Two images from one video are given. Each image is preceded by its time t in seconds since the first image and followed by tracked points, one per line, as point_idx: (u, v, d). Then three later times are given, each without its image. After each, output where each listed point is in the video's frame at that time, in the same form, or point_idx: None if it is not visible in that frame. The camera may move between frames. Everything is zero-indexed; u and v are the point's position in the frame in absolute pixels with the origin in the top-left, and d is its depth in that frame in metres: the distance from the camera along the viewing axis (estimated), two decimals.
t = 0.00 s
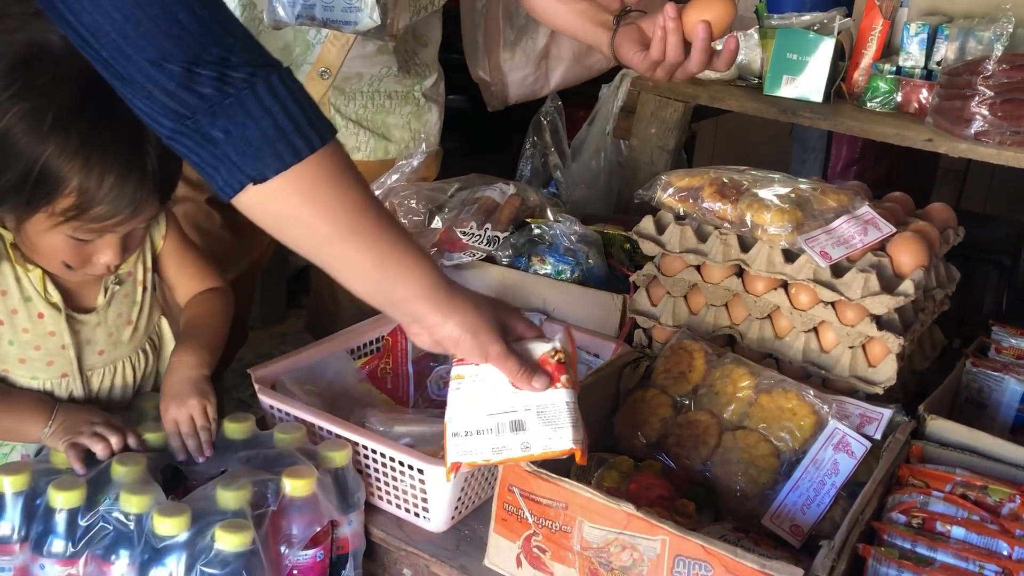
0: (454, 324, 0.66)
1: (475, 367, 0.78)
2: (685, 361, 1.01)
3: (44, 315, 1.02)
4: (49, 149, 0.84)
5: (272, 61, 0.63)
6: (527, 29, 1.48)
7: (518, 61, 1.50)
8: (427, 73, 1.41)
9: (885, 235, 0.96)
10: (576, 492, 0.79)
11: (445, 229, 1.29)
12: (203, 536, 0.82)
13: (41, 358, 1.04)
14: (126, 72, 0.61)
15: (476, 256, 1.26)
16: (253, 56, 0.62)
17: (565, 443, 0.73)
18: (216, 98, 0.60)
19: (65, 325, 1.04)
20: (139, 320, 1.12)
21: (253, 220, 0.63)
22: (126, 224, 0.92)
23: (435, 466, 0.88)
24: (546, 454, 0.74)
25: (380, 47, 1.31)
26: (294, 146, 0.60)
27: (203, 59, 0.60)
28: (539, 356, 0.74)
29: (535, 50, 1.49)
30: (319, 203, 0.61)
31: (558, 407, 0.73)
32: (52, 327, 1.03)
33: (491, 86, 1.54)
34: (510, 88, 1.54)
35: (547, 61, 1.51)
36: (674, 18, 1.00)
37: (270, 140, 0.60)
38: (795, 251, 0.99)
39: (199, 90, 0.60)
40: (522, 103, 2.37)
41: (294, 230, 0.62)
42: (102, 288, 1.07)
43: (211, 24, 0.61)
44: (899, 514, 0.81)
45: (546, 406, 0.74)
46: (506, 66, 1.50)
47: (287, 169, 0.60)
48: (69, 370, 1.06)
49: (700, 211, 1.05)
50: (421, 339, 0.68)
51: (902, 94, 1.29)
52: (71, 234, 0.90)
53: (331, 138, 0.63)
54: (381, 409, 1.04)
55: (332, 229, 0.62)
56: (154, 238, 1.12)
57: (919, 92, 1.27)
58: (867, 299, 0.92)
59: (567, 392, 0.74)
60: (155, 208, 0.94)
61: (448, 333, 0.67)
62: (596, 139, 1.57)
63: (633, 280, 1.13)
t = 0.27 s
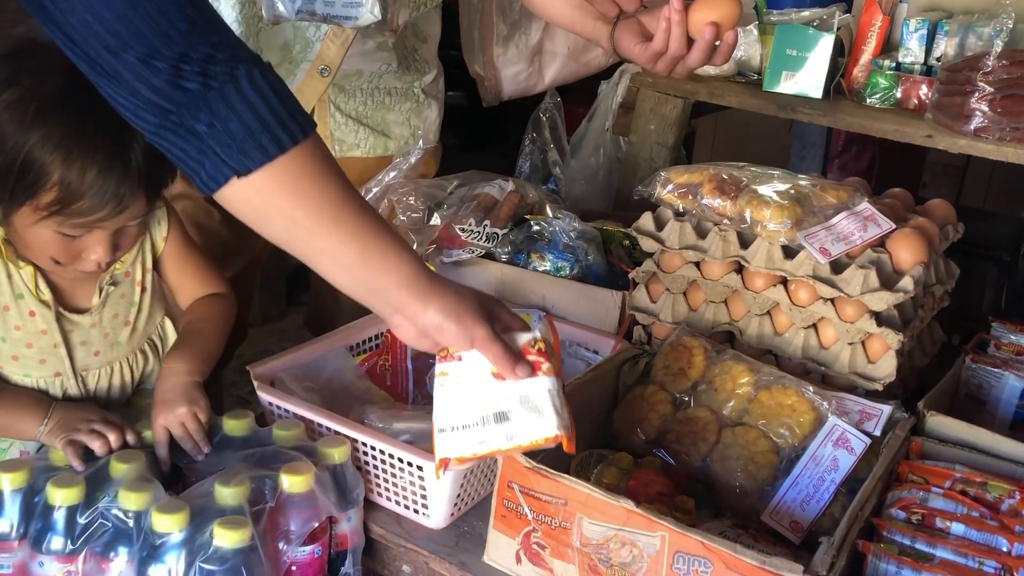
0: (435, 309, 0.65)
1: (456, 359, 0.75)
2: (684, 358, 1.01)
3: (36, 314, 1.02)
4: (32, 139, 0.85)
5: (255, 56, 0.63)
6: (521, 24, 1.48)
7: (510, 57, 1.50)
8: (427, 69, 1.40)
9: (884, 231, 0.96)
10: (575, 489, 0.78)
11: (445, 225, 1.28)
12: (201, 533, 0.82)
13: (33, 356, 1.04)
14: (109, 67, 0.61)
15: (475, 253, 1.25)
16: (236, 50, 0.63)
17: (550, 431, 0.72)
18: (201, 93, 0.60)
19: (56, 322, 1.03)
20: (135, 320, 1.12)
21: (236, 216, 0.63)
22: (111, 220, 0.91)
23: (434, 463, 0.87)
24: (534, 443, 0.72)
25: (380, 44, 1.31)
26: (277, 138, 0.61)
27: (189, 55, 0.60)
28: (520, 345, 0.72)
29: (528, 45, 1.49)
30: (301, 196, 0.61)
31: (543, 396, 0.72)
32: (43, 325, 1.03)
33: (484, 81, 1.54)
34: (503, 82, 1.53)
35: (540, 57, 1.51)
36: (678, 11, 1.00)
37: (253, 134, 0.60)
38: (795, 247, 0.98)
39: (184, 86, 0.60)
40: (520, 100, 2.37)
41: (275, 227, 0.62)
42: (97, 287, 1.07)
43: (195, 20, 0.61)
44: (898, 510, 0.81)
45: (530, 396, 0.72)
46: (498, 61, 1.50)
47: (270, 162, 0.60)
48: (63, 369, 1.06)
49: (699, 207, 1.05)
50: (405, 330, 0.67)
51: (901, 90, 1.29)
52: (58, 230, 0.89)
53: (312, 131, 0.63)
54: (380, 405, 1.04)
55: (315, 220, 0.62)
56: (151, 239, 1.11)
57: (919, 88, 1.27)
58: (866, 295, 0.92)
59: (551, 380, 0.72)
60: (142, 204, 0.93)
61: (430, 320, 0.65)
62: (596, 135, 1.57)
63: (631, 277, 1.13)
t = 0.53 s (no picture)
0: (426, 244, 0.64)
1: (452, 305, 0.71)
2: (684, 354, 1.01)
3: (31, 310, 1.02)
4: (21, 131, 0.84)
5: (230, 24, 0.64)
6: (521, 21, 1.47)
7: (510, 53, 1.49)
8: (426, 65, 1.39)
9: (883, 229, 0.96)
10: (575, 485, 0.79)
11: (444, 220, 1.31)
12: (200, 528, 0.82)
13: (30, 352, 1.04)
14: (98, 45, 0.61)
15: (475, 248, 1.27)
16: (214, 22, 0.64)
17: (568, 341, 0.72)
18: (187, 52, 0.61)
19: (51, 318, 1.03)
20: (133, 317, 1.11)
21: (226, 181, 0.63)
22: (100, 215, 0.91)
23: (434, 459, 0.87)
24: (549, 361, 0.71)
25: (380, 39, 1.31)
26: (264, 90, 0.61)
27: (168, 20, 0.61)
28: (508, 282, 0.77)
29: (528, 42, 1.49)
30: (288, 144, 0.61)
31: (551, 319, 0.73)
32: (40, 322, 1.03)
33: (484, 78, 1.54)
34: (503, 79, 1.53)
35: (540, 53, 1.51)
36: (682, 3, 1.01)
37: (242, 86, 0.60)
38: (794, 244, 0.98)
39: (170, 48, 0.61)
40: (519, 97, 2.37)
41: (261, 178, 0.61)
42: (95, 284, 1.07)
43: None
44: (897, 507, 0.81)
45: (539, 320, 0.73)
46: (498, 57, 1.50)
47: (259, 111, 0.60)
48: (60, 366, 1.06)
49: (699, 204, 1.05)
50: (401, 272, 0.65)
51: (901, 87, 1.29)
52: (48, 225, 0.90)
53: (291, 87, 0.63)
54: (379, 402, 1.04)
55: (303, 168, 0.61)
56: (150, 236, 1.11)
57: (918, 86, 1.27)
58: (866, 292, 0.92)
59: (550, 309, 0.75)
60: (132, 198, 0.94)
61: (424, 255, 0.65)
62: (597, 131, 1.54)
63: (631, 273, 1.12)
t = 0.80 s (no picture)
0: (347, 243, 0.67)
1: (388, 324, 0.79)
2: (681, 355, 1.01)
3: (24, 309, 1.01)
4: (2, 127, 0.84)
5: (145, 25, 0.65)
6: (520, 21, 1.47)
7: (511, 53, 1.49)
8: (424, 65, 1.38)
9: (880, 229, 0.96)
10: (572, 485, 0.78)
11: (441, 221, 1.29)
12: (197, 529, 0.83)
13: (23, 352, 1.03)
14: None
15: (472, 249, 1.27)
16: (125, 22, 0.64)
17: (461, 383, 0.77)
18: (95, 62, 0.61)
19: (44, 318, 1.02)
20: (129, 317, 1.10)
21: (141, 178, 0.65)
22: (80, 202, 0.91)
23: (431, 459, 0.87)
24: (428, 394, 0.77)
25: (377, 38, 1.29)
26: (177, 89, 0.63)
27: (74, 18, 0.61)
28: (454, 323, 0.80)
29: (527, 42, 1.48)
30: (205, 137, 0.64)
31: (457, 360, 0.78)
32: (33, 322, 1.02)
33: (483, 78, 1.54)
34: (502, 79, 1.52)
35: (539, 53, 1.51)
36: (683, 7, 1.00)
37: (151, 87, 0.62)
38: (791, 244, 0.98)
39: (86, 41, 0.61)
40: (516, 98, 2.37)
41: (169, 171, 0.64)
42: (90, 284, 1.06)
43: None
44: (893, 507, 0.81)
45: (446, 355, 0.78)
46: (499, 58, 1.50)
47: (174, 111, 0.63)
48: (53, 366, 1.06)
49: (697, 204, 1.04)
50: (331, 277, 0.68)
51: (898, 87, 1.29)
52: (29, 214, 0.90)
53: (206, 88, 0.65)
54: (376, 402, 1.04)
55: (223, 160, 0.64)
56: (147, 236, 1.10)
57: (914, 86, 1.27)
58: (862, 292, 0.92)
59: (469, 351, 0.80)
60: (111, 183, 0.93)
61: (347, 262, 0.67)
62: (593, 130, 1.54)
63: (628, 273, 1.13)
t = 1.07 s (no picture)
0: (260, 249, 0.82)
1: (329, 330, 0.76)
2: (673, 361, 1.01)
3: (16, 318, 1.13)
4: None
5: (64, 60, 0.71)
6: (513, 29, 1.47)
7: (502, 61, 1.49)
8: (419, 72, 1.36)
9: (872, 235, 0.96)
10: (565, 492, 0.78)
11: (433, 229, 1.29)
12: (189, 539, 0.83)
13: (17, 361, 1.15)
14: None
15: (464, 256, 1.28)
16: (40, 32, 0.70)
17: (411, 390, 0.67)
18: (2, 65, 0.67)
19: (35, 326, 1.14)
20: (118, 325, 1.20)
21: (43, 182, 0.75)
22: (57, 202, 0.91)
23: (424, 467, 0.87)
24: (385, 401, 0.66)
25: (371, 47, 1.27)
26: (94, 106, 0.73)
27: None
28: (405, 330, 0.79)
29: (519, 50, 1.49)
30: (116, 144, 0.75)
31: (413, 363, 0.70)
32: (22, 332, 1.14)
33: (475, 87, 1.54)
34: (494, 86, 1.53)
35: (530, 61, 1.51)
36: (673, 16, 1.01)
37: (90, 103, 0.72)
38: (783, 250, 0.99)
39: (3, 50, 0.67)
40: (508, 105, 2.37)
41: (60, 176, 0.74)
42: (78, 292, 1.16)
43: None
44: (887, 513, 0.81)
45: (399, 362, 0.70)
46: (490, 65, 1.50)
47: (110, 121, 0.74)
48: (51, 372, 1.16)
49: (688, 211, 1.05)
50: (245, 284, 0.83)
51: (888, 94, 1.30)
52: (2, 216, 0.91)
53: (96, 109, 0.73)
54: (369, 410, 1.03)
55: (142, 169, 0.77)
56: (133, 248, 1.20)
57: (905, 92, 1.28)
58: (854, 298, 0.92)
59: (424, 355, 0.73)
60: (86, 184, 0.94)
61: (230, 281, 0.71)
62: (584, 139, 1.57)
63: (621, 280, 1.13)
